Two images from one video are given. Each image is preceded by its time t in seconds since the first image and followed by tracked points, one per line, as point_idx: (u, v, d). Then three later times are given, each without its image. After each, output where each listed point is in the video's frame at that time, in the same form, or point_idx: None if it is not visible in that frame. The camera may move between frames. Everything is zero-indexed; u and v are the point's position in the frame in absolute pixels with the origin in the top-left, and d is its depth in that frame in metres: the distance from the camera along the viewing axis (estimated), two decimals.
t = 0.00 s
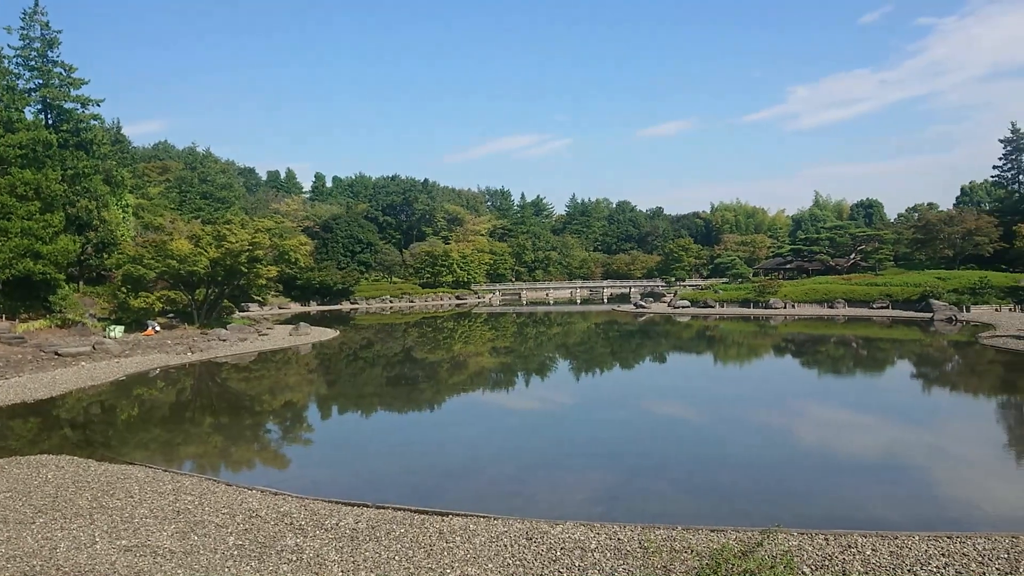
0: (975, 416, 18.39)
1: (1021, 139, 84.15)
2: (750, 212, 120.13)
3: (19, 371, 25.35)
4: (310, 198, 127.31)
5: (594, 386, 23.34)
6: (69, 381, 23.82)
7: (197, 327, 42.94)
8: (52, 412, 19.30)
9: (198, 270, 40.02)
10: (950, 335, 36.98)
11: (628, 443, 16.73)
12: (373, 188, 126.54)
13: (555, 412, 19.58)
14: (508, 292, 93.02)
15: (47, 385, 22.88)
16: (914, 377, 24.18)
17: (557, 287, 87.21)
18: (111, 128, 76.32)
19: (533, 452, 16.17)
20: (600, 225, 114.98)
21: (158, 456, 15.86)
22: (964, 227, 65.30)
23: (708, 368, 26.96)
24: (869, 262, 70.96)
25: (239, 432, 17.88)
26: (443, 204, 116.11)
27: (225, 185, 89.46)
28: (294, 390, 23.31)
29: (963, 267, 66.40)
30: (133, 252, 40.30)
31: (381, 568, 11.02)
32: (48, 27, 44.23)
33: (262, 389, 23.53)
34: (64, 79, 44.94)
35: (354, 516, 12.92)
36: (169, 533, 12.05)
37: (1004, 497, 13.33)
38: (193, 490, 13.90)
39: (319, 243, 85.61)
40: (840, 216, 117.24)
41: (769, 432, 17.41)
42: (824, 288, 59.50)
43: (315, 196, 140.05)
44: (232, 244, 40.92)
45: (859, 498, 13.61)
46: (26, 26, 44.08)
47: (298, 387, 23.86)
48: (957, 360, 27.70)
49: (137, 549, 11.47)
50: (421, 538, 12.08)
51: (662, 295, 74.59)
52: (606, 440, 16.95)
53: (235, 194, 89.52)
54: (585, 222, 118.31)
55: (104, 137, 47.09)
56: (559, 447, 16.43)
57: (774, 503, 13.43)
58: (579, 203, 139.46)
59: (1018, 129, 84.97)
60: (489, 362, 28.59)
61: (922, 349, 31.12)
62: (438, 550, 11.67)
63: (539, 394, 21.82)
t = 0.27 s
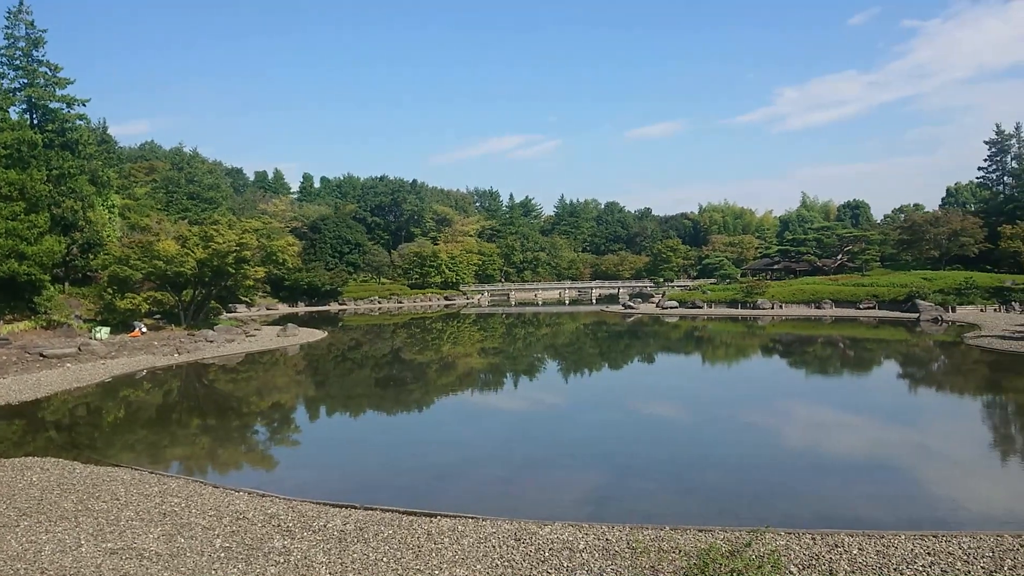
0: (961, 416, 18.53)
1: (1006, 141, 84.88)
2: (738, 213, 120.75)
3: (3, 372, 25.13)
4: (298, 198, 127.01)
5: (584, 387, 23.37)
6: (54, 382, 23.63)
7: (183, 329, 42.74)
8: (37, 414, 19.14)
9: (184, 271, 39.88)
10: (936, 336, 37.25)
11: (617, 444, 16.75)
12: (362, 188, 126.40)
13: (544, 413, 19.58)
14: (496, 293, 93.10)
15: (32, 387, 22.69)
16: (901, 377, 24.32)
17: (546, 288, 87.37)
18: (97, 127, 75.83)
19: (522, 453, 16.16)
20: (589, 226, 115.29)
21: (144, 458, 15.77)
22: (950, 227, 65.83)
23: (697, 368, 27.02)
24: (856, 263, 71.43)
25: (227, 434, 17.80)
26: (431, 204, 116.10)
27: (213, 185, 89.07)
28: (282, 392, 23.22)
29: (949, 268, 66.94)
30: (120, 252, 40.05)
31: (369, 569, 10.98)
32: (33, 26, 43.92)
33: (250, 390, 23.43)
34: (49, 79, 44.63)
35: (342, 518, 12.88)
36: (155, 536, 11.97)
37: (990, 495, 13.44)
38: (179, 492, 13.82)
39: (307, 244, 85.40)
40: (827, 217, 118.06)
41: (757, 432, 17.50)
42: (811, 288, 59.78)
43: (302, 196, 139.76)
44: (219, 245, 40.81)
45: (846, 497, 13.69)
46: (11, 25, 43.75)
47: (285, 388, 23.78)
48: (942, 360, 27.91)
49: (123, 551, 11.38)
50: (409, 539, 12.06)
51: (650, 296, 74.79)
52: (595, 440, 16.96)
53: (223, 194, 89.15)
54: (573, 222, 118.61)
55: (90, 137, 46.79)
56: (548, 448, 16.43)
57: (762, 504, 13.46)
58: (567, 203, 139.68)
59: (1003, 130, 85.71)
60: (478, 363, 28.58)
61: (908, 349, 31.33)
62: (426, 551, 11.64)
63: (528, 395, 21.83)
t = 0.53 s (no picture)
0: (947, 416, 18.65)
1: (991, 143, 85.52)
2: (726, 214, 121.35)
3: None
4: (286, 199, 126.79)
5: (573, 388, 23.39)
6: (40, 384, 23.49)
7: (171, 330, 42.59)
8: (23, 417, 19.01)
9: (172, 272, 39.78)
10: (922, 336, 37.52)
11: (606, 445, 16.77)
12: (350, 189, 126.34)
13: (534, 414, 19.59)
14: (486, 294, 93.24)
15: (17, 389, 22.54)
16: (888, 377, 24.48)
17: (535, 289, 87.55)
18: (84, 128, 75.43)
19: (512, 454, 16.14)
20: (577, 227, 115.62)
21: (131, 461, 15.68)
22: (936, 228, 66.37)
23: (686, 370, 27.09)
24: (843, 263, 71.91)
25: (215, 436, 17.73)
26: (420, 206, 116.18)
27: (200, 186, 88.78)
28: (270, 393, 23.16)
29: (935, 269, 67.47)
30: (106, 253, 39.82)
31: (357, 571, 10.94)
32: (18, 25, 43.66)
33: (238, 392, 23.35)
34: (35, 79, 44.37)
35: (330, 520, 12.84)
36: (142, 538, 11.89)
37: (976, 495, 13.53)
38: (166, 495, 13.75)
39: (295, 245, 85.29)
40: (814, 218, 118.84)
41: (746, 432, 17.57)
42: (799, 289, 60.07)
43: (291, 197, 139.60)
44: (207, 246, 40.75)
45: (835, 497, 13.75)
46: None
47: (274, 390, 23.72)
48: (929, 360, 28.10)
49: (109, 554, 11.29)
50: (397, 541, 12.02)
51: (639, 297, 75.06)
52: (584, 441, 16.97)
53: (210, 195, 88.94)
54: (562, 223, 118.97)
55: (77, 138, 46.53)
56: (537, 449, 16.43)
57: (751, 504, 13.50)
58: (556, 205, 140.09)
59: (988, 132, 86.39)
60: (467, 364, 28.60)
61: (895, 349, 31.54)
62: (415, 553, 11.61)
63: (518, 396, 21.85)
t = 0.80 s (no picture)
0: (935, 415, 18.77)
1: (977, 143, 86.12)
2: (715, 214, 121.81)
3: None
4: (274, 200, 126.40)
5: (563, 388, 23.41)
6: (26, 386, 23.33)
7: (158, 331, 42.39)
8: (8, 419, 18.86)
9: (159, 273, 39.66)
10: (908, 336, 37.77)
11: (595, 445, 16.79)
12: (339, 189, 126.13)
13: (524, 414, 19.60)
14: (475, 294, 93.30)
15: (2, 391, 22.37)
16: (875, 377, 24.62)
17: (525, 289, 87.67)
18: (70, 128, 74.97)
19: (501, 454, 16.15)
20: (567, 227, 115.84)
21: (119, 463, 15.60)
22: (923, 229, 66.80)
23: (675, 370, 27.17)
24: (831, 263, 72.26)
25: (203, 437, 17.67)
26: (409, 206, 116.11)
27: (188, 186, 88.39)
28: (258, 394, 23.08)
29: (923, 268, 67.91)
30: (93, 254, 39.55)
31: (346, 572, 10.91)
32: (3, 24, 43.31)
33: (226, 393, 23.26)
34: (21, 78, 44.04)
35: (319, 521, 12.80)
36: (129, 541, 11.83)
37: (962, 494, 13.61)
38: (154, 496, 13.69)
39: (284, 246, 85.08)
40: (802, 219, 119.45)
41: (735, 432, 17.63)
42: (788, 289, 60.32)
43: (280, 197, 139.29)
44: (195, 247, 40.65)
45: (823, 496, 13.81)
46: None
47: (262, 391, 23.65)
48: (915, 360, 28.29)
49: (96, 557, 11.21)
50: (386, 542, 12.00)
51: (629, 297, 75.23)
52: (573, 442, 16.98)
53: (198, 196, 88.61)
54: (551, 224, 119.17)
55: (63, 138, 46.22)
56: (527, 450, 16.45)
57: (740, 503, 13.55)
58: (545, 205, 140.34)
59: (974, 133, 86.98)
60: (456, 365, 28.58)
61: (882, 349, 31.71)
62: (404, 554, 11.59)
63: (507, 396, 21.86)
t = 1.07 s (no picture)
0: (924, 415, 18.86)
1: (965, 144, 86.75)
2: (706, 215, 122.28)
3: None
4: (264, 200, 126.26)
5: (554, 388, 23.43)
6: (13, 387, 23.17)
7: (147, 332, 42.21)
8: None
9: (148, 273, 39.56)
10: (897, 336, 37.99)
11: (586, 445, 16.79)
12: (330, 190, 126.03)
13: (515, 414, 19.61)
14: (466, 295, 93.35)
15: None
16: (864, 377, 24.72)
17: (515, 289, 87.77)
18: (60, 128, 74.56)
19: (491, 455, 16.14)
20: (557, 228, 116.04)
21: (108, 464, 15.52)
22: (912, 229, 67.21)
23: (666, 370, 27.23)
24: (821, 264, 72.61)
25: (192, 438, 17.61)
26: (400, 206, 116.11)
27: (178, 186, 88.14)
28: (249, 395, 23.00)
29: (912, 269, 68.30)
30: (81, 254, 39.37)
31: (336, 573, 10.88)
32: None
33: (216, 394, 23.17)
34: (9, 78, 43.73)
35: (309, 522, 12.76)
36: (118, 542, 11.75)
37: (952, 493, 13.67)
38: (143, 498, 13.62)
39: (274, 246, 84.89)
40: (791, 219, 120.11)
41: (726, 432, 17.67)
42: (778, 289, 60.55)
43: (270, 197, 139.08)
44: (184, 247, 40.63)
45: (813, 496, 13.84)
46: None
47: (252, 392, 23.59)
48: (904, 359, 28.44)
49: (84, 558, 11.13)
50: (377, 543, 11.97)
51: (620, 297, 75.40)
52: (565, 442, 16.98)
53: (188, 197, 88.34)
54: (542, 224, 119.41)
55: (51, 138, 45.96)
56: (517, 450, 16.44)
57: (730, 504, 13.55)
58: (536, 206, 140.62)
59: (962, 134, 87.66)
60: (447, 366, 28.56)
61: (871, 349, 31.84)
62: (395, 554, 11.55)
63: (498, 397, 21.86)
